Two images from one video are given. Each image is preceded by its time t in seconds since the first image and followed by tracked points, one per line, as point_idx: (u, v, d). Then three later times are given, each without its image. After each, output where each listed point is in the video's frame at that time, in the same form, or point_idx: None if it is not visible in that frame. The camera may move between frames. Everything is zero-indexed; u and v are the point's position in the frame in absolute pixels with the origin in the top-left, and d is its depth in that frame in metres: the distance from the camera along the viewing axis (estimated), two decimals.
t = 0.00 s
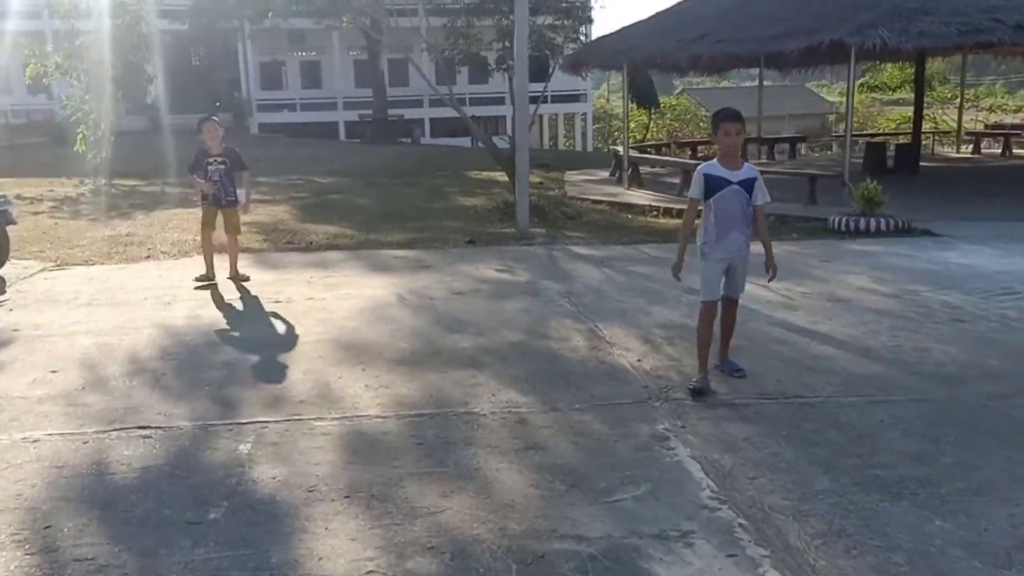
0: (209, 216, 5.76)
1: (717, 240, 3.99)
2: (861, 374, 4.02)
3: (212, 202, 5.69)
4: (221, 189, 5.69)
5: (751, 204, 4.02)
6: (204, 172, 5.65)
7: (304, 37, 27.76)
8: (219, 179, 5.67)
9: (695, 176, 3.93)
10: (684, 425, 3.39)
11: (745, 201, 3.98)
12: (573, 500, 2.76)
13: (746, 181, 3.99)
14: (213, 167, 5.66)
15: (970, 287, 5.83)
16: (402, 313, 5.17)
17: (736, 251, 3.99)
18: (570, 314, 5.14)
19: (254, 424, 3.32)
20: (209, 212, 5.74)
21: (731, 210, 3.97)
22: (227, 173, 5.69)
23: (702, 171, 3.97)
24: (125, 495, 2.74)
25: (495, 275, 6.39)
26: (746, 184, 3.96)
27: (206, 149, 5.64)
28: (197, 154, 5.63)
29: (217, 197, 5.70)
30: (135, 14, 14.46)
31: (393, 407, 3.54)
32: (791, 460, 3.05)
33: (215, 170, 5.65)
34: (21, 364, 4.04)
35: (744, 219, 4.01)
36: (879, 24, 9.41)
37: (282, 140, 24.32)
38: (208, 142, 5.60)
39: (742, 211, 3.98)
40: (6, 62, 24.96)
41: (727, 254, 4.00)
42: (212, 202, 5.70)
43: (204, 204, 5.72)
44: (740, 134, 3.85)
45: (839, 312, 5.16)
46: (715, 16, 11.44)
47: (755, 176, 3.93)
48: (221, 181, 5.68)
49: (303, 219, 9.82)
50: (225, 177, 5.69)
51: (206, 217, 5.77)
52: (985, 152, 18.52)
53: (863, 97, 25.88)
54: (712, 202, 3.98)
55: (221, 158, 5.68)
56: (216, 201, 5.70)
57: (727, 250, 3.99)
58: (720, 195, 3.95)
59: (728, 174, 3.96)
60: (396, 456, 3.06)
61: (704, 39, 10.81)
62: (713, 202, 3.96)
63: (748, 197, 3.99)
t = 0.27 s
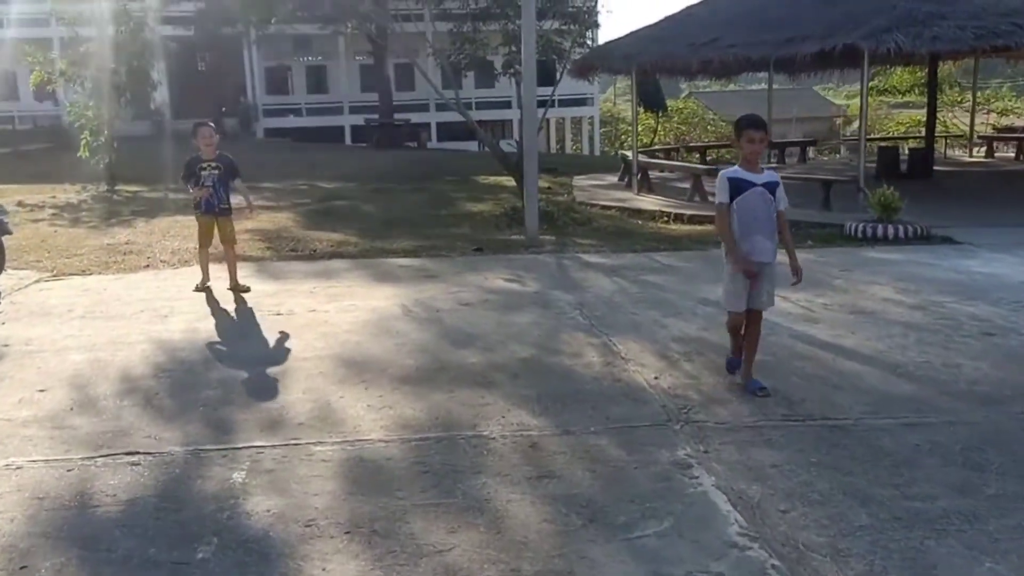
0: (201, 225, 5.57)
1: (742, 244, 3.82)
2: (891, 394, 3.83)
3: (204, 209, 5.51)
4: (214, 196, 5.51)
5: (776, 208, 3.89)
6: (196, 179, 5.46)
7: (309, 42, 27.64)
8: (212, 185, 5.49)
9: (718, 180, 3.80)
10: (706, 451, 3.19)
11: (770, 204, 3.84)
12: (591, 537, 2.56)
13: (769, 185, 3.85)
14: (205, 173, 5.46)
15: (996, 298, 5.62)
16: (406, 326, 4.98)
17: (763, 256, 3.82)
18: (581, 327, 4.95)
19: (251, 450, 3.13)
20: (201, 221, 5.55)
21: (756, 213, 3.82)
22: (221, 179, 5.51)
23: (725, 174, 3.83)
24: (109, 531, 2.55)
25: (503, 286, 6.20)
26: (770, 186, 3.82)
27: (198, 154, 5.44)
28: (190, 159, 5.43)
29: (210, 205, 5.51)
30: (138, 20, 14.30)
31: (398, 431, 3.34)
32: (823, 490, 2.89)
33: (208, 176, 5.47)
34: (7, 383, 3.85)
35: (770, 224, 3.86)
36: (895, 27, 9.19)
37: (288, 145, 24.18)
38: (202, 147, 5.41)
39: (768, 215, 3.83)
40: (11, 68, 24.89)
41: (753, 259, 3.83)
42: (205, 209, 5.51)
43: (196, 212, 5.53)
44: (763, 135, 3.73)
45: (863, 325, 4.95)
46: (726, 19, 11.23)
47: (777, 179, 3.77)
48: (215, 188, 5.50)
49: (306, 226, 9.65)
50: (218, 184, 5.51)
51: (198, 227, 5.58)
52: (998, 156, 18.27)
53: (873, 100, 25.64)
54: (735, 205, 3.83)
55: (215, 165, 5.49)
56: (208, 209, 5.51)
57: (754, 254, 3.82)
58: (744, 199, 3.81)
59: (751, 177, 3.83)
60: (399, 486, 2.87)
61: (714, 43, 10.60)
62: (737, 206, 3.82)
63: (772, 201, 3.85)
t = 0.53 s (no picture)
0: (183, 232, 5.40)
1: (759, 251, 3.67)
2: (922, 413, 3.60)
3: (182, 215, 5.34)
4: (193, 202, 5.32)
5: (794, 211, 3.72)
6: (174, 185, 5.29)
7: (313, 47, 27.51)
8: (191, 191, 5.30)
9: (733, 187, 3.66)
10: (729, 476, 2.97)
11: (787, 208, 3.68)
12: None
13: (786, 188, 3.69)
14: (183, 180, 5.29)
15: None
16: (408, 339, 4.77)
17: (783, 262, 3.65)
18: (591, 340, 4.73)
19: (240, 476, 2.92)
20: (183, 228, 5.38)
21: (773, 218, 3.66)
22: (199, 184, 5.32)
23: (740, 180, 3.69)
24: (82, 570, 2.34)
25: (509, 295, 5.99)
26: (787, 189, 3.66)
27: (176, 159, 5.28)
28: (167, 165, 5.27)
29: (190, 211, 5.33)
30: (141, 22, 14.20)
31: (398, 454, 3.13)
32: (857, 522, 2.66)
33: (186, 181, 5.28)
34: None
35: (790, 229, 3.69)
36: (909, 28, 8.96)
37: (292, 151, 24.04)
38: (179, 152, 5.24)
39: (786, 219, 3.67)
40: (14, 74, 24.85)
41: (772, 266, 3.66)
42: (185, 216, 5.34)
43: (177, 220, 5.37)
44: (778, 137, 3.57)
45: (887, 337, 4.73)
46: (734, 21, 11.00)
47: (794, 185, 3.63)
48: (194, 193, 5.31)
49: (308, 233, 9.47)
50: (197, 189, 5.32)
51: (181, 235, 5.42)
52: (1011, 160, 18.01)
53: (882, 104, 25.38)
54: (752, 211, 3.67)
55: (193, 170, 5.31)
56: (188, 215, 5.34)
57: (772, 261, 3.66)
58: (761, 203, 3.66)
59: (766, 181, 3.67)
60: (399, 517, 2.66)
61: (722, 45, 10.38)
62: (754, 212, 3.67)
63: (790, 204, 3.69)
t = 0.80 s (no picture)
0: (167, 240, 5.20)
1: (783, 254, 3.64)
2: (952, 433, 3.41)
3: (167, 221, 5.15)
4: (178, 207, 5.14)
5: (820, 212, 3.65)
6: (159, 190, 5.12)
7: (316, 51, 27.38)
8: (177, 196, 5.12)
9: (755, 189, 3.62)
10: (752, 506, 2.79)
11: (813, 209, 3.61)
12: None
13: (811, 189, 3.62)
14: (168, 185, 5.13)
15: None
16: (410, 354, 4.60)
17: (808, 264, 3.62)
18: (600, 354, 4.55)
19: (230, 506, 2.74)
20: (167, 236, 5.19)
21: (797, 220, 3.60)
22: (185, 189, 5.15)
23: (764, 182, 3.64)
24: None
25: (515, 306, 5.81)
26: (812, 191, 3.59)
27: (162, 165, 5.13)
28: (151, 169, 5.11)
29: (175, 217, 5.14)
30: (141, 26, 14.04)
31: (399, 481, 2.95)
32: (892, 559, 2.47)
33: (171, 186, 5.12)
34: None
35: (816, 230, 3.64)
36: (921, 31, 8.77)
37: (294, 156, 23.91)
38: (164, 155, 5.09)
39: (811, 221, 3.61)
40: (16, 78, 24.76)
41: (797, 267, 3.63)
42: (170, 222, 5.15)
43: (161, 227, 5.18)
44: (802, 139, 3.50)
45: (909, 350, 4.54)
46: (742, 24, 10.83)
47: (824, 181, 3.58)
48: (179, 198, 5.13)
49: (309, 240, 9.31)
50: (182, 195, 5.15)
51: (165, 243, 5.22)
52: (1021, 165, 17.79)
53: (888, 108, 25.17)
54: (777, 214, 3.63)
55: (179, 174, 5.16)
56: (174, 221, 5.15)
57: (797, 263, 3.62)
58: (785, 206, 3.61)
59: (791, 182, 3.61)
60: (399, 553, 2.48)
61: (731, 48, 10.20)
62: (777, 214, 3.62)
63: (816, 205, 3.62)
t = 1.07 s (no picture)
0: (149, 253, 5.04)
1: (821, 259, 3.68)
2: (989, 454, 3.20)
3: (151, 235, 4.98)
4: (162, 220, 4.96)
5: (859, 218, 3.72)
6: (142, 201, 4.95)
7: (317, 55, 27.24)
8: (161, 208, 4.95)
9: (796, 193, 3.68)
10: (779, 537, 2.59)
11: (852, 216, 3.68)
12: None
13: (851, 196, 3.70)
14: (154, 196, 4.95)
15: None
16: (411, 368, 4.41)
17: (845, 271, 3.69)
18: (610, 367, 4.35)
19: (218, 539, 2.56)
20: (149, 249, 5.02)
21: (836, 227, 3.67)
22: (170, 202, 4.97)
23: (804, 186, 3.69)
24: None
25: (520, 316, 5.62)
26: (853, 197, 3.66)
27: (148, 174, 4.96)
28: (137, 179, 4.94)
29: (158, 230, 4.98)
30: (139, 31, 13.82)
31: (399, 510, 2.76)
32: None
33: (156, 198, 4.94)
34: None
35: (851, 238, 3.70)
36: (933, 33, 8.58)
37: (294, 160, 23.73)
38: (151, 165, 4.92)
39: (849, 228, 3.68)
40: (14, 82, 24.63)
41: (833, 274, 3.70)
42: (153, 235, 4.98)
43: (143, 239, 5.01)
44: (847, 145, 3.56)
45: (933, 363, 4.33)
46: (749, 27, 10.65)
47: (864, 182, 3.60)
48: (164, 211, 4.96)
49: (308, 247, 9.13)
50: (168, 207, 4.97)
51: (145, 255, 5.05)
52: None
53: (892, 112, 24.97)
54: (815, 219, 3.68)
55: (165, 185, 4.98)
56: (156, 234, 4.98)
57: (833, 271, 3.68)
58: (824, 211, 3.67)
59: (832, 188, 3.67)
60: None
61: (738, 51, 10.04)
62: (817, 219, 3.68)
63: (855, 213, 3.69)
